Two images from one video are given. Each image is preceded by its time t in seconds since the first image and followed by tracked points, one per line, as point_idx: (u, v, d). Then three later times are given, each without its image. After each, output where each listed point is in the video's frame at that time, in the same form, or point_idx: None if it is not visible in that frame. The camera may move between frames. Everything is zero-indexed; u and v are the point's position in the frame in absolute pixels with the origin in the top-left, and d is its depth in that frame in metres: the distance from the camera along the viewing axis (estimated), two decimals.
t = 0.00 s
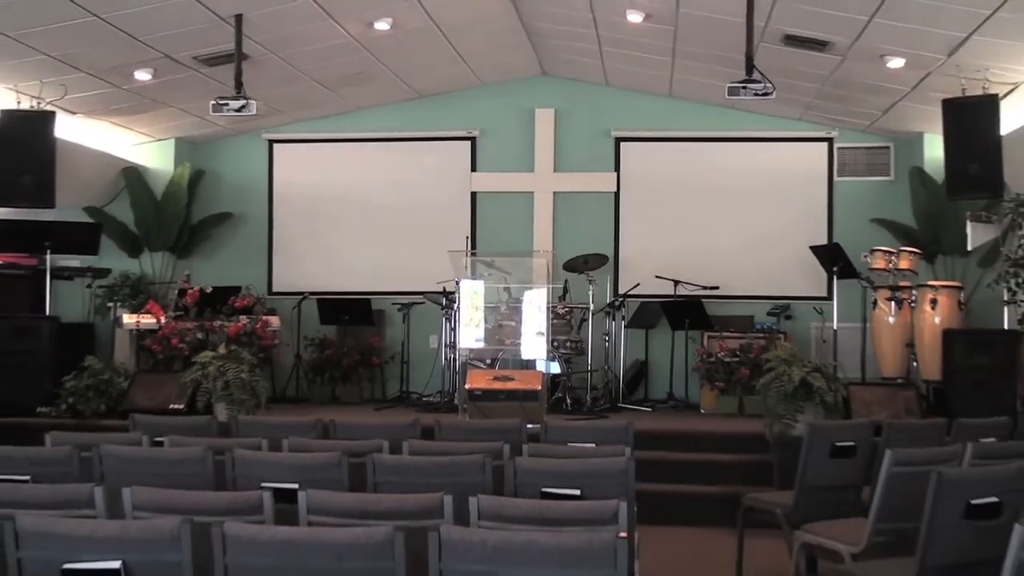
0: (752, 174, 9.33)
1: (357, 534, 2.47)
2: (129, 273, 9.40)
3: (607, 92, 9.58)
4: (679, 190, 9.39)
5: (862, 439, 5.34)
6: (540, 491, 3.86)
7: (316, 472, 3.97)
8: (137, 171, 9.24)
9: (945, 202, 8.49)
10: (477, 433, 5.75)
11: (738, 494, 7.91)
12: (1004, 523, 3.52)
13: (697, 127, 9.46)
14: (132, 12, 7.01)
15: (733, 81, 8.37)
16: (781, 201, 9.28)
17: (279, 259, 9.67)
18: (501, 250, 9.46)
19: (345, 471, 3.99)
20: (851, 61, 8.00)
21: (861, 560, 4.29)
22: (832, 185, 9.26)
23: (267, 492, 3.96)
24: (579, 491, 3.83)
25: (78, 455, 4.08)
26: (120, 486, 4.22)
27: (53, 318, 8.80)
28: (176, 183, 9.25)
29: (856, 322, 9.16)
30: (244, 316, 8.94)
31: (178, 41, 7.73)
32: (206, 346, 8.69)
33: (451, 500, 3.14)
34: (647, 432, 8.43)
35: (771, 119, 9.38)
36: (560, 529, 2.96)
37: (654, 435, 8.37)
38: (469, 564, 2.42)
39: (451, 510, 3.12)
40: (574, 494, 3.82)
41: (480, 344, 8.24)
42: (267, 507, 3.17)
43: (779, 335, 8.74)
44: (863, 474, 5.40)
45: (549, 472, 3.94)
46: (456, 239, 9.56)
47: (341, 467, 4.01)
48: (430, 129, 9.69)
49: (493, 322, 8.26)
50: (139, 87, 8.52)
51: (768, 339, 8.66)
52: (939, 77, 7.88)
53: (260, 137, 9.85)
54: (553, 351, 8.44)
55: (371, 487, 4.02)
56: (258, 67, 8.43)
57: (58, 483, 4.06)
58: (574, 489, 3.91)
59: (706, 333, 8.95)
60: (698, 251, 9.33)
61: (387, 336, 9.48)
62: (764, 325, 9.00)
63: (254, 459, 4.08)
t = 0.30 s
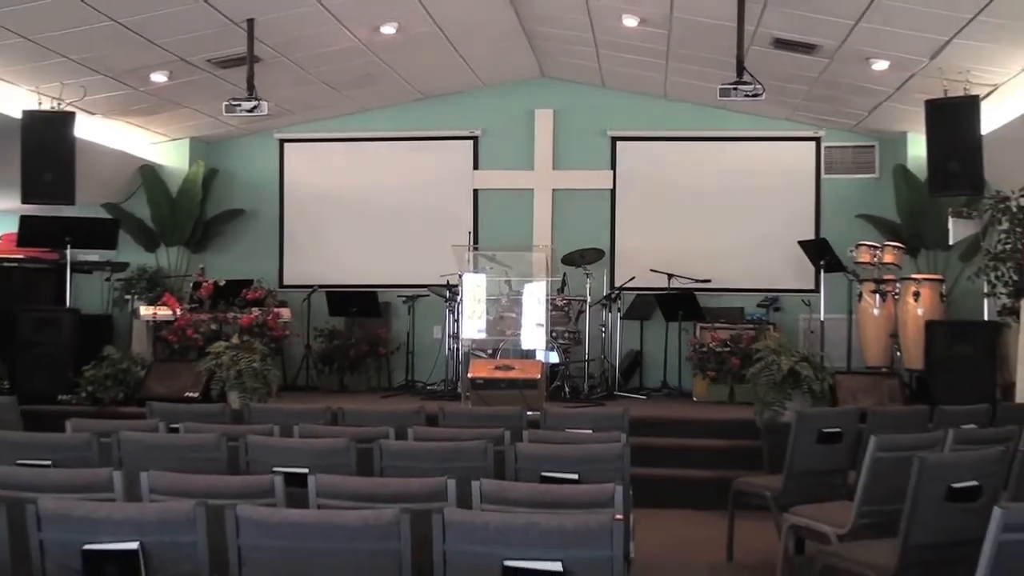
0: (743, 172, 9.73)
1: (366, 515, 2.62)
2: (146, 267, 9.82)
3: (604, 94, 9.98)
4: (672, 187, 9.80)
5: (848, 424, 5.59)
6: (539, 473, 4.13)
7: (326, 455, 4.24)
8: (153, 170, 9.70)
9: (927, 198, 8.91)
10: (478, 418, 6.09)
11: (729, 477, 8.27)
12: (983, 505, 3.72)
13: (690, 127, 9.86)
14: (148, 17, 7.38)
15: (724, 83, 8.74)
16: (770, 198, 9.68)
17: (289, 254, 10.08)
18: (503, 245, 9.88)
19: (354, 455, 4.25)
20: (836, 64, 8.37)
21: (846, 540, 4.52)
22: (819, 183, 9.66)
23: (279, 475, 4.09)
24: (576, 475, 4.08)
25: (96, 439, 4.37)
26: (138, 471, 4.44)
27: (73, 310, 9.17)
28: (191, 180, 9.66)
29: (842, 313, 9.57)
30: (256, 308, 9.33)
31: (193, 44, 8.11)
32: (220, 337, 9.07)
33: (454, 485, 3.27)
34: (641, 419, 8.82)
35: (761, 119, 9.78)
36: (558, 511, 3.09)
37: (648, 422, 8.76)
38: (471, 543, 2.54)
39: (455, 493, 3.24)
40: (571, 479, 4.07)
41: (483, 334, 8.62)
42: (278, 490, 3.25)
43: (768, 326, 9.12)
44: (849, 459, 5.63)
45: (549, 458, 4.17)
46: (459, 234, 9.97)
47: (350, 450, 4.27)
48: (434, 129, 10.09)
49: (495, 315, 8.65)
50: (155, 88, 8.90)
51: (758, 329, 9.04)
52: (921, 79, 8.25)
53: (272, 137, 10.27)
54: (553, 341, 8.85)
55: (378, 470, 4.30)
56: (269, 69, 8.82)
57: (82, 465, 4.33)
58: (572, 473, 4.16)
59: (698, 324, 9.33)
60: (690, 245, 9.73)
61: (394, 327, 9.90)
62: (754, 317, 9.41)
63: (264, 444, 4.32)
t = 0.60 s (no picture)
0: (734, 169, 10.14)
1: (372, 497, 2.67)
2: (162, 260, 10.25)
3: (600, 95, 10.38)
4: (666, 183, 10.21)
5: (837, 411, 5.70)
6: (539, 460, 4.22)
7: (335, 442, 4.27)
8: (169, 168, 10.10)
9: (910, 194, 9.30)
10: (480, 404, 6.41)
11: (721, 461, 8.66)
12: (963, 488, 3.74)
13: (683, 126, 10.26)
14: (164, 21, 7.76)
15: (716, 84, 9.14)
16: (760, 194, 10.09)
17: (299, 248, 10.51)
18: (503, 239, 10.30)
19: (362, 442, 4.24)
20: (823, 66, 8.75)
21: (832, 522, 4.60)
22: (807, 180, 10.07)
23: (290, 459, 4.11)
24: (573, 460, 4.16)
25: (115, 425, 4.45)
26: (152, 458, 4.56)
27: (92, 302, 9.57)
28: (204, 178, 10.08)
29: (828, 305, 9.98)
30: (267, 300, 9.73)
31: (208, 47, 8.51)
32: (232, 327, 9.47)
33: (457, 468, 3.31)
34: (636, 405, 9.23)
35: (752, 119, 10.18)
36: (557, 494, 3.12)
37: (642, 409, 9.16)
38: (471, 525, 2.59)
39: (458, 476, 3.30)
40: (570, 461, 4.18)
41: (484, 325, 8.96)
42: (289, 474, 3.33)
43: (757, 317, 9.52)
44: (836, 444, 5.85)
45: (549, 443, 4.24)
46: (461, 229, 10.38)
47: (357, 438, 4.26)
48: (437, 128, 10.50)
49: (495, 306, 9.03)
50: (170, 89, 9.31)
51: (748, 320, 9.44)
52: (904, 80, 8.63)
53: (282, 136, 10.69)
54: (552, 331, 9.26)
55: (384, 456, 4.37)
56: (280, 71, 9.22)
57: (97, 452, 4.43)
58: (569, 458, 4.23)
59: (691, 315, 9.72)
60: (683, 239, 10.15)
61: (399, 318, 10.32)
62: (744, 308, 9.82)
63: (278, 431, 4.35)
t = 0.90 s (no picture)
0: (726, 167, 10.56)
1: (377, 481, 2.78)
2: (178, 255, 10.69)
3: (597, 96, 10.81)
4: (661, 181, 10.65)
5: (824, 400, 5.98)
6: (539, 445, 4.41)
7: (344, 427, 4.45)
8: (185, 167, 10.53)
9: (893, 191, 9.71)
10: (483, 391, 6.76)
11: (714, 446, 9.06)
12: (944, 473, 3.94)
13: (678, 126, 10.69)
14: (179, 24, 8.16)
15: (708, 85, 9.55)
16: (751, 191, 10.52)
17: (309, 243, 10.96)
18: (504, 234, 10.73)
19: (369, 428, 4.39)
20: (812, 68, 9.14)
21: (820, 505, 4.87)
22: (796, 178, 10.50)
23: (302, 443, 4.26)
24: (571, 445, 4.35)
25: (134, 412, 4.61)
26: (171, 441, 4.67)
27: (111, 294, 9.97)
28: (218, 176, 10.51)
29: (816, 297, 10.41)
30: (278, 292, 10.15)
31: (222, 50, 8.92)
32: (245, 318, 9.88)
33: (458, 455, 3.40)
34: (632, 393, 9.66)
35: (743, 119, 10.61)
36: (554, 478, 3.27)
37: (638, 397, 9.59)
38: (475, 507, 2.69)
39: (461, 462, 3.38)
40: (569, 449, 4.33)
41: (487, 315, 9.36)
42: (298, 459, 3.46)
43: (748, 309, 9.92)
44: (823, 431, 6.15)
45: (549, 429, 4.42)
46: (464, 225, 10.82)
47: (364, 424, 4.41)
48: (441, 128, 10.94)
49: (497, 298, 9.44)
50: (186, 90, 9.73)
51: (739, 312, 9.83)
52: (889, 82, 9.04)
53: (292, 136, 11.13)
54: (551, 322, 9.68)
55: (391, 442, 4.56)
56: (291, 72, 9.64)
57: (118, 438, 4.58)
58: (569, 444, 4.40)
59: (684, 307, 10.12)
60: (677, 235, 10.58)
61: (404, 309, 10.77)
62: (735, 300, 10.24)
63: (291, 418, 4.50)
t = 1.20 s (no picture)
0: (719, 166, 11.02)
1: (386, 466, 2.97)
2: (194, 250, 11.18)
3: (595, 97, 11.26)
4: (656, 179, 11.11)
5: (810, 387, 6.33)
6: (538, 431, 4.70)
7: (354, 414, 4.69)
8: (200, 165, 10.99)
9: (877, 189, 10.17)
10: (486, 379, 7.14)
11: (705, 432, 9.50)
12: (926, 458, 4.19)
13: (672, 126, 11.15)
14: (195, 29, 8.59)
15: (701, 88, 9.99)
16: (742, 189, 10.97)
17: (319, 238, 11.46)
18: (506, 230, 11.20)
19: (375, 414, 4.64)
20: (800, 71, 9.56)
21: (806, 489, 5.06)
22: (785, 176, 10.95)
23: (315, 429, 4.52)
24: (569, 432, 4.65)
25: (150, 401, 4.82)
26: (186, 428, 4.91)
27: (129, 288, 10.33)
28: (231, 174, 10.98)
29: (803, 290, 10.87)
30: (290, 286, 10.62)
31: (237, 54, 9.36)
32: (258, 311, 10.33)
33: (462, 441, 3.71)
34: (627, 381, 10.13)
35: (735, 120, 11.06)
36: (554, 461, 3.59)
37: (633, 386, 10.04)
38: (479, 490, 2.92)
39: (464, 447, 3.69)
40: (567, 435, 4.60)
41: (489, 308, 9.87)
42: (309, 445, 3.71)
43: (739, 301, 10.36)
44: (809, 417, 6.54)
45: (545, 417, 4.72)
46: (467, 221, 11.29)
47: (370, 411, 4.67)
48: (445, 129, 11.41)
49: (498, 291, 9.91)
50: (201, 92, 10.17)
51: (729, 304, 10.26)
52: (874, 84, 9.48)
53: (303, 136, 11.61)
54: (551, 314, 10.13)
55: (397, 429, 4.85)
56: (302, 75, 10.08)
57: (136, 424, 4.81)
58: (568, 431, 4.69)
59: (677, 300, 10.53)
60: (672, 230, 11.04)
61: (410, 302, 11.24)
62: (726, 292, 10.69)
63: (300, 405, 4.74)
